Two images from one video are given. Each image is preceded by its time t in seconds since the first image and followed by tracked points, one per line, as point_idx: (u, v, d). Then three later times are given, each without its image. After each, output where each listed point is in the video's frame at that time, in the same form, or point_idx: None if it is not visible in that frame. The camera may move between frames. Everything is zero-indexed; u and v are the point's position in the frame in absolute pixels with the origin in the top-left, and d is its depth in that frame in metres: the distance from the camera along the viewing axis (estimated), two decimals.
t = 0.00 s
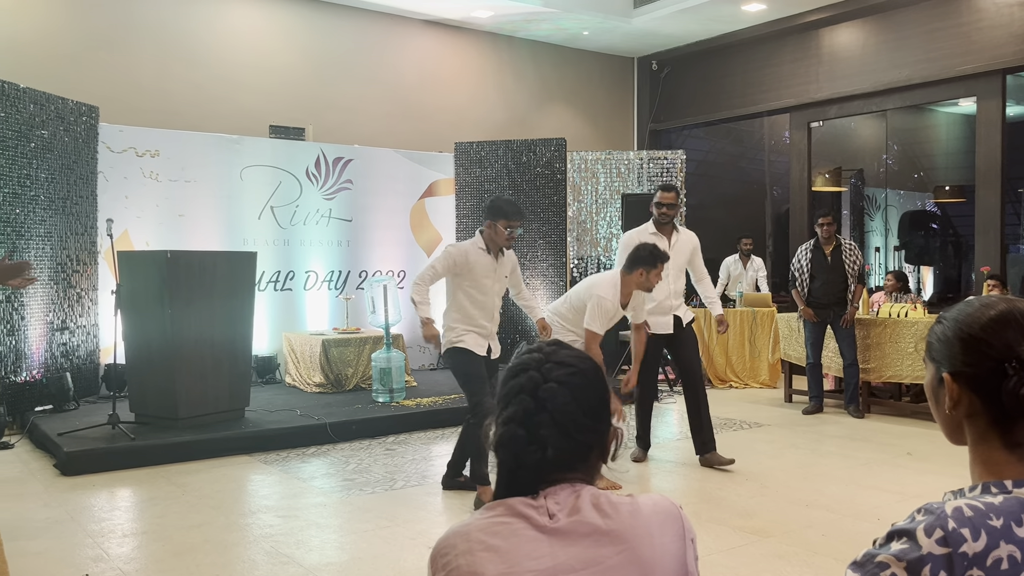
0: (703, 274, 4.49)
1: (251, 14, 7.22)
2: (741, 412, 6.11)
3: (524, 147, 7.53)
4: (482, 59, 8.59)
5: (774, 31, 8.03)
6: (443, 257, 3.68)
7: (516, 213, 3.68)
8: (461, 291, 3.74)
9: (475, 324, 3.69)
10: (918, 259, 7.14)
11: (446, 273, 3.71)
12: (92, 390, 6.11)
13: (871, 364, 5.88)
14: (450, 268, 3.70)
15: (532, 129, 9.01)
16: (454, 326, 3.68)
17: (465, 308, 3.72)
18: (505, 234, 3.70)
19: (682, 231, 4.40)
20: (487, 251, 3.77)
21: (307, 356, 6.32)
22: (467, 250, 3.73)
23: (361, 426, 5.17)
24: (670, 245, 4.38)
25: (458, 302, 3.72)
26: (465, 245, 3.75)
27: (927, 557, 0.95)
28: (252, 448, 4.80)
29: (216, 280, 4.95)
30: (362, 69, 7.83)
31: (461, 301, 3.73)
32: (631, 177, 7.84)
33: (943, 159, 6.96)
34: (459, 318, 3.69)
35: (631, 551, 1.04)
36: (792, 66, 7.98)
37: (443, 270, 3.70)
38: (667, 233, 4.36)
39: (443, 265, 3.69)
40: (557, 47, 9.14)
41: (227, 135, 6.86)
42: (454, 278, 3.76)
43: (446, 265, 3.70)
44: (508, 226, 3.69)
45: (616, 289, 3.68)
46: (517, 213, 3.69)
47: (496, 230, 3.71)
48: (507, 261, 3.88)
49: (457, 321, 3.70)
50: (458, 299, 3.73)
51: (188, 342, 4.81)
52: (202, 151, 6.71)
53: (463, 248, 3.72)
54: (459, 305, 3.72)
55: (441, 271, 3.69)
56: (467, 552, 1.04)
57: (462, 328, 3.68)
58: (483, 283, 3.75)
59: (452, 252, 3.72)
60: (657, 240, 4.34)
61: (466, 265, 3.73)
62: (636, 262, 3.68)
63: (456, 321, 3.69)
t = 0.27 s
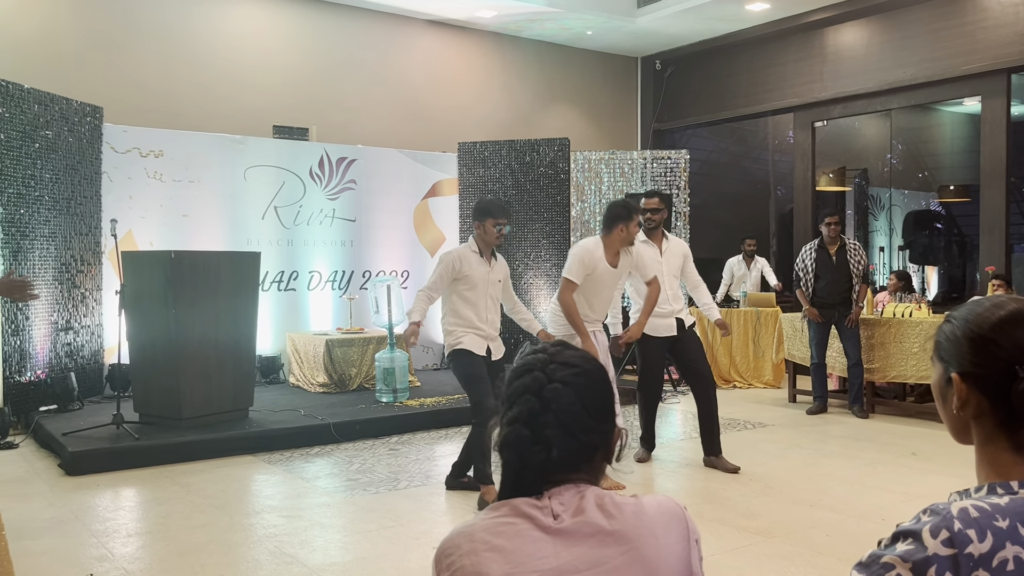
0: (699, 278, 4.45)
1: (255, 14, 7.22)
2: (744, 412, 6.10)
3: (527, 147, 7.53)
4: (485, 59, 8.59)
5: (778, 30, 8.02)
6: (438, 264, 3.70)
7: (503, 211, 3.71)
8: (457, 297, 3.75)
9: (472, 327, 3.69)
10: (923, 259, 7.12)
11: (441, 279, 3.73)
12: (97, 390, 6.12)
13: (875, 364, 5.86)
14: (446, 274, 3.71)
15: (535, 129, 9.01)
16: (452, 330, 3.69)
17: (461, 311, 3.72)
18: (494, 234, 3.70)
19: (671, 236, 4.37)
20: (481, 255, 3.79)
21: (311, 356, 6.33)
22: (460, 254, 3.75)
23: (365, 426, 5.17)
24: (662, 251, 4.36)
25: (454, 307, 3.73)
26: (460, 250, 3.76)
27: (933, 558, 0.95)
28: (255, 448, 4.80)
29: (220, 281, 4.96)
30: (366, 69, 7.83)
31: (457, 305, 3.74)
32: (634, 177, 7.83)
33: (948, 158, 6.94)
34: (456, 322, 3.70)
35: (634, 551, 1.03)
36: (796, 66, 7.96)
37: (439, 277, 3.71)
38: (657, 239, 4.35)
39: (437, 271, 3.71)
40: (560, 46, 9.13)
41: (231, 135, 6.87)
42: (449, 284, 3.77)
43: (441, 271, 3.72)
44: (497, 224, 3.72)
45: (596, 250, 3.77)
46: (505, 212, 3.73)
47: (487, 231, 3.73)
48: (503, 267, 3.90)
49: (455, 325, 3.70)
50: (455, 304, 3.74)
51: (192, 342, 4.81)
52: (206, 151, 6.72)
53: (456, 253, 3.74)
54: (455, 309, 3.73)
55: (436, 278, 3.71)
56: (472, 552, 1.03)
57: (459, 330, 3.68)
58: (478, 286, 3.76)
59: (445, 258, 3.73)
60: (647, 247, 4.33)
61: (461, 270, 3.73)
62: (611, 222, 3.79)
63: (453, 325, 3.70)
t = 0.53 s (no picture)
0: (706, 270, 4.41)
1: (258, 13, 7.23)
2: (748, 411, 6.09)
3: (531, 147, 7.56)
4: (489, 58, 8.59)
5: (782, 29, 8.00)
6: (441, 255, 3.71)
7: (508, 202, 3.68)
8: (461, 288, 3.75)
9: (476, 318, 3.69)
10: (927, 259, 7.10)
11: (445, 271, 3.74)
12: (101, 389, 6.13)
13: (880, 364, 5.85)
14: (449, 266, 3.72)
15: (539, 128, 9.00)
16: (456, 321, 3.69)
17: (464, 302, 3.72)
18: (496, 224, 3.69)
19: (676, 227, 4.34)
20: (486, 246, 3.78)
21: (315, 356, 6.33)
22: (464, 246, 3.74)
23: (368, 425, 5.18)
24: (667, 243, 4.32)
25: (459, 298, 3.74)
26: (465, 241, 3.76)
27: (938, 557, 0.94)
28: (259, 447, 4.81)
29: (224, 280, 4.97)
30: (370, 68, 7.84)
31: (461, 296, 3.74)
32: (638, 176, 7.82)
33: (952, 157, 6.92)
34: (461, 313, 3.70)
35: (639, 551, 1.03)
36: (800, 65, 7.95)
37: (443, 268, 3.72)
38: (661, 232, 4.33)
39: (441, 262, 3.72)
40: (564, 45, 9.13)
41: (235, 135, 6.87)
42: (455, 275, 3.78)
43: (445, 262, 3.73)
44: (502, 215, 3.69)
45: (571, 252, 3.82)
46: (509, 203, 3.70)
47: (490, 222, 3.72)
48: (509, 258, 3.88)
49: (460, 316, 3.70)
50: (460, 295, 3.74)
51: (195, 341, 4.82)
52: (210, 150, 6.73)
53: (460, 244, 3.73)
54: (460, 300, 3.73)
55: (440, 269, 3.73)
56: (476, 551, 1.03)
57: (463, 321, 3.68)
58: (483, 278, 3.75)
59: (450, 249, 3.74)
60: (651, 241, 4.30)
61: (465, 262, 3.74)
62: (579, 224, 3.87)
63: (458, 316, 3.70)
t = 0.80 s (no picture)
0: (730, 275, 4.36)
1: (262, 12, 7.23)
2: (752, 411, 6.09)
3: (534, 146, 7.55)
4: (492, 57, 8.59)
5: (786, 28, 7.99)
6: (455, 264, 3.64)
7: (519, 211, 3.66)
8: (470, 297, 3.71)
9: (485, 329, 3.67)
10: (931, 258, 7.07)
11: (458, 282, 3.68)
12: (105, 387, 6.14)
13: (883, 363, 5.84)
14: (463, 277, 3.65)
15: (542, 127, 9.00)
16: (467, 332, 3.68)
17: (472, 310, 3.70)
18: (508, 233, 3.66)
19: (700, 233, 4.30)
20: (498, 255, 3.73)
21: (318, 354, 6.34)
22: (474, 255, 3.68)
23: (372, 423, 5.18)
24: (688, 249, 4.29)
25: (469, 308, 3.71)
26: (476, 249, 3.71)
27: (945, 555, 0.94)
28: (263, 445, 4.81)
29: (228, 278, 4.97)
30: (373, 67, 7.84)
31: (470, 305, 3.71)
32: (641, 175, 7.81)
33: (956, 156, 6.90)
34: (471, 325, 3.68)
35: (644, 549, 1.03)
36: (804, 64, 7.93)
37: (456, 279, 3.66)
38: (684, 237, 4.30)
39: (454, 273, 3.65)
40: (567, 44, 9.12)
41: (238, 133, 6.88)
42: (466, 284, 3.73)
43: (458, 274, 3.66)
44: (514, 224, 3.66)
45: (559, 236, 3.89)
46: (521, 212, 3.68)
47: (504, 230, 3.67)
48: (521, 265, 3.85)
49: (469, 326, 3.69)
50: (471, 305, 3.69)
51: (199, 339, 4.82)
52: (213, 149, 6.73)
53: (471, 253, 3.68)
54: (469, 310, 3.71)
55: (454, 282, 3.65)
56: (481, 549, 1.03)
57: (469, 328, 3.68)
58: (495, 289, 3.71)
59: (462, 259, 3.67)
60: (673, 244, 4.28)
61: (478, 270, 3.68)
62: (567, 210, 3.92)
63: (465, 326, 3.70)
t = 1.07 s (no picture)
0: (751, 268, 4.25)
1: (265, 12, 7.24)
2: (755, 410, 6.08)
3: (537, 145, 7.58)
4: (495, 56, 8.59)
5: (790, 27, 7.98)
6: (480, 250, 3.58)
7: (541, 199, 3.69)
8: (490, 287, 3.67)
9: (507, 320, 3.63)
10: (934, 259, 7.01)
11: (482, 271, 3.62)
12: (108, 386, 6.15)
13: (886, 363, 5.83)
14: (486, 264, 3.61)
15: (545, 126, 9.00)
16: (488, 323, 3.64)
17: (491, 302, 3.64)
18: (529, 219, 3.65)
19: (719, 224, 4.22)
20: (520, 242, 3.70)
21: (321, 353, 6.34)
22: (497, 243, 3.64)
23: (374, 423, 5.18)
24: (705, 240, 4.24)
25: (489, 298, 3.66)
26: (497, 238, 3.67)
27: (945, 554, 0.94)
28: (266, 444, 4.82)
29: (231, 277, 4.98)
30: (376, 66, 7.84)
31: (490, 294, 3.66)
32: (644, 175, 7.80)
33: (960, 156, 6.86)
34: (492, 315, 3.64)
35: (644, 547, 1.03)
36: (807, 63, 7.92)
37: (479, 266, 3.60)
38: (701, 228, 4.24)
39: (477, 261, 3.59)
40: (571, 44, 9.12)
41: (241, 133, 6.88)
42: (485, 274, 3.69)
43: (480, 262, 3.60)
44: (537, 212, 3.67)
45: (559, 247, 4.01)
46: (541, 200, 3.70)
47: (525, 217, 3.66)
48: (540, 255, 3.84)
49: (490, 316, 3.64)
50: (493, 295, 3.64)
51: (202, 338, 4.83)
52: (217, 149, 6.74)
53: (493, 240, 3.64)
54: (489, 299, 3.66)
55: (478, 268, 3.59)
56: (481, 547, 1.03)
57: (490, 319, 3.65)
58: (519, 277, 3.67)
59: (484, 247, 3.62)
60: (689, 235, 4.24)
61: (503, 259, 3.62)
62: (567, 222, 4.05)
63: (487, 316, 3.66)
